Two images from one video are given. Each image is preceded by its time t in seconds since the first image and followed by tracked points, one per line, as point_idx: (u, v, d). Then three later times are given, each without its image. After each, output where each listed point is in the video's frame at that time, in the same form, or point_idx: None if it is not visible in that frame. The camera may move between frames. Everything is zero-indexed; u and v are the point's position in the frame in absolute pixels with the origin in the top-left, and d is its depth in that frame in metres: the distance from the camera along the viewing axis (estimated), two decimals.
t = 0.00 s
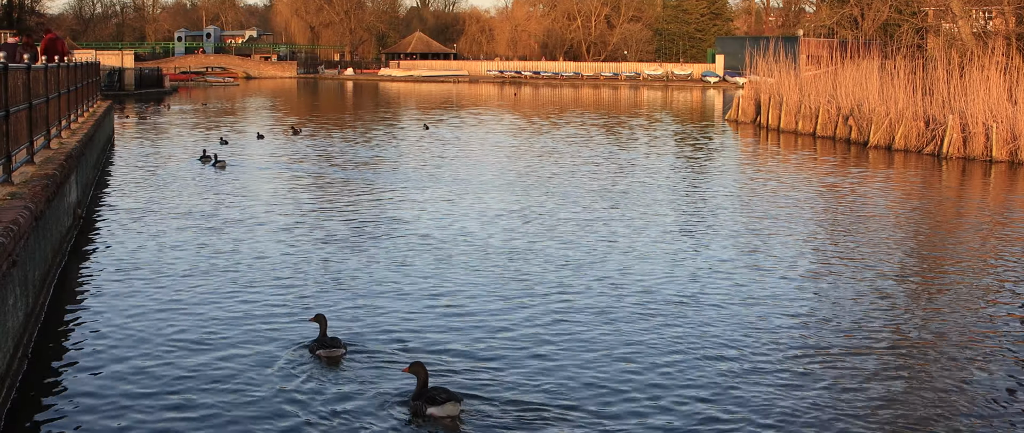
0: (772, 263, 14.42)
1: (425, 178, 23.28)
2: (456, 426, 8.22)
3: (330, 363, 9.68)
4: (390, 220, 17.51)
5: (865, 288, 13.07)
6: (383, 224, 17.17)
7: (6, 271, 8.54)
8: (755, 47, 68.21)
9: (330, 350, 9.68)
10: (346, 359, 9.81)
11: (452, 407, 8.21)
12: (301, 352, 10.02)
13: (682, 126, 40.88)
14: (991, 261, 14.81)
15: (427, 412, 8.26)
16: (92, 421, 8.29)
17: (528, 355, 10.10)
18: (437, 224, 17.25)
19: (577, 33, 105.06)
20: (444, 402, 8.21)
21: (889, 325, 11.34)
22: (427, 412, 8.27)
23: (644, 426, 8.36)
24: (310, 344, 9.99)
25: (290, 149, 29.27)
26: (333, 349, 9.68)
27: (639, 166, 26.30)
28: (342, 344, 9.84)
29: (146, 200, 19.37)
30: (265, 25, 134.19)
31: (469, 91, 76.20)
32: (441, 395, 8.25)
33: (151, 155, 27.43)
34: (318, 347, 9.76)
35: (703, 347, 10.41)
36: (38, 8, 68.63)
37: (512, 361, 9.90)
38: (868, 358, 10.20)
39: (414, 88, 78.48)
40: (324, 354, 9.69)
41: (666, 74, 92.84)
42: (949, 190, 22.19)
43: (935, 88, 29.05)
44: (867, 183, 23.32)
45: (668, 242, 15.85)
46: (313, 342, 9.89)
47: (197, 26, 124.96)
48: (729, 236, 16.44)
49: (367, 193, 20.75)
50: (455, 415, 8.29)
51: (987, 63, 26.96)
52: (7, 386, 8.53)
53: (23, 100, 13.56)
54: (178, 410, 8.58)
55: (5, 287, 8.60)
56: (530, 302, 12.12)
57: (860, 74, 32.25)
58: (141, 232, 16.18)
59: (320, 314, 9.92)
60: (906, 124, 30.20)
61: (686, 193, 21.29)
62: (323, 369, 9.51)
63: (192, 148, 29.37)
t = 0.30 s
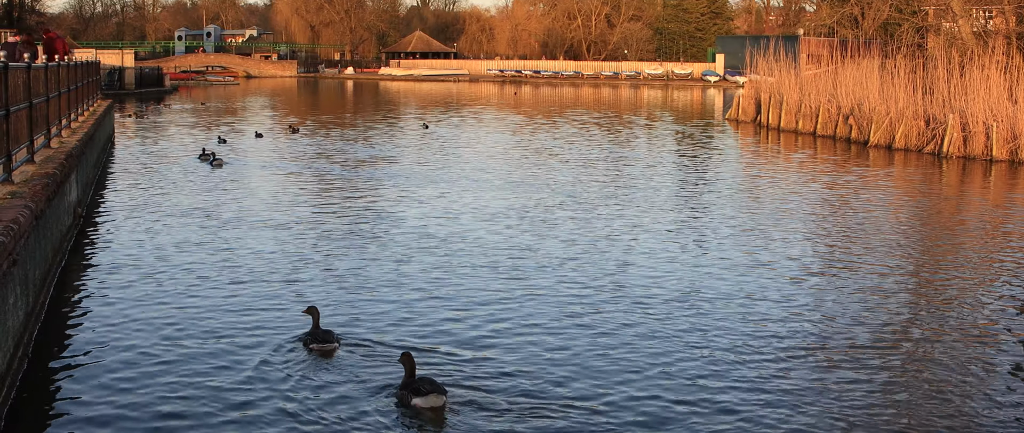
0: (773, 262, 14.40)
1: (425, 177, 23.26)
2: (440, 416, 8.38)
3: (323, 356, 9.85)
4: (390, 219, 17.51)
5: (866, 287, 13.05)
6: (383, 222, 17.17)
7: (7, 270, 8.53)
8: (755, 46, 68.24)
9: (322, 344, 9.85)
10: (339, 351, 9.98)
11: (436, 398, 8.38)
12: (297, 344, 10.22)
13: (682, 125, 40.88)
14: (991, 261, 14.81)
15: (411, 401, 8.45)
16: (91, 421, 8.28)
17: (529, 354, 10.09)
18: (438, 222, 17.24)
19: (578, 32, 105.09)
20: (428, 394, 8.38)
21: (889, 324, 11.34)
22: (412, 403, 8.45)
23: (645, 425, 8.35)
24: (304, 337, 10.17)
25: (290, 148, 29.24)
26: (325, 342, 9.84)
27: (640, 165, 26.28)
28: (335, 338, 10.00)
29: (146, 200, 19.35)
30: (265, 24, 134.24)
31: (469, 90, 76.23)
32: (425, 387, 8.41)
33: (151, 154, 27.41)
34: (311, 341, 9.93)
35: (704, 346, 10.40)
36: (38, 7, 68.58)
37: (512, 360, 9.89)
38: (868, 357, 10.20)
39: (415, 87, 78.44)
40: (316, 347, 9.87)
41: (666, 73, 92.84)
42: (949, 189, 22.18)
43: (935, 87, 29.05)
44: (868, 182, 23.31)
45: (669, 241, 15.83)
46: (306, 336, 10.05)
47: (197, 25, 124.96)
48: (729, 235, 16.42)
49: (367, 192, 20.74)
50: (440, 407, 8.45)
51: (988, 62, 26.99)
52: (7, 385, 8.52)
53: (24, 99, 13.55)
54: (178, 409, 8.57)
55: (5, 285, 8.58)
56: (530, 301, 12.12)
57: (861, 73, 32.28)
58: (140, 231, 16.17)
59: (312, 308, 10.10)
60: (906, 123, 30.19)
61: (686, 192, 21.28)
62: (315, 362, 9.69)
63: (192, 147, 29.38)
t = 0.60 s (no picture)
0: (773, 262, 14.41)
1: (426, 177, 23.25)
2: (426, 409, 8.54)
3: (318, 348, 10.04)
4: (390, 219, 17.51)
5: (865, 287, 13.06)
6: (382, 222, 17.17)
7: (7, 269, 8.53)
8: (755, 46, 68.26)
9: (318, 336, 10.05)
10: (334, 344, 10.20)
11: (422, 392, 8.54)
12: (293, 337, 10.41)
13: (683, 125, 40.85)
14: (992, 261, 14.78)
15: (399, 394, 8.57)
16: (90, 422, 8.26)
17: (529, 355, 10.06)
18: (437, 222, 17.25)
19: (578, 32, 105.12)
20: (414, 387, 8.55)
21: (890, 325, 11.30)
22: (399, 397, 8.61)
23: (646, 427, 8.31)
24: (300, 330, 10.38)
25: (291, 148, 29.21)
26: (320, 334, 10.05)
27: (640, 165, 26.27)
28: (330, 331, 10.23)
29: (146, 199, 19.34)
30: (266, 24, 134.32)
31: (470, 90, 76.23)
32: (412, 380, 8.59)
33: (151, 154, 27.40)
34: (307, 334, 10.14)
35: (704, 348, 10.36)
36: (38, 6, 68.56)
37: (512, 362, 9.85)
38: (870, 359, 10.15)
39: (415, 87, 78.40)
40: (312, 339, 10.06)
41: (667, 73, 92.85)
42: (950, 189, 22.17)
43: (936, 87, 29.04)
44: (869, 182, 23.29)
45: (668, 241, 15.83)
46: (302, 329, 10.26)
47: (198, 25, 124.92)
48: (729, 235, 16.42)
49: (367, 191, 20.74)
50: (426, 401, 8.61)
51: (988, 62, 26.99)
52: (7, 385, 8.52)
53: (24, 99, 13.52)
54: (176, 410, 8.54)
55: (5, 285, 8.58)
56: (530, 302, 12.08)
57: (861, 73, 32.29)
58: (140, 231, 16.15)
59: (308, 302, 10.30)
60: (907, 123, 30.18)
61: (687, 192, 21.26)
62: (310, 353, 9.90)
63: (192, 146, 29.39)
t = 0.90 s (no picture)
0: (773, 262, 14.41)
1: (427, 177, 23.23)
2: (415, 402, 8.58)
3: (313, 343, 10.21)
4: (391, 219, 17.50)
5: (866, 287, 13.06)
6: (383, 222, 17.16)
7: (7, 269, 8.52)
8: (755, 46, 68.27)
9: (312, 331, 10.22)
10: (328, 339, 10.36)
11: (411, 384, 8.59)
12: (288, 332, 10.57)
13: (683, 125, 40.85)
14: (992, 261, 14.78)
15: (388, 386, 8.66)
16: (89, 422, 8.24)
17: (530, 355, 10.04)
18: (437, 222, 17.24)
19: (579, 32, 105.14)
20: (404, 379, 8.60)
21: (891, 325, 11.30)
22: (389, 388, 8.66)
23: (648, 427, 8.29)
24: (296, 325, 10.54)
25: (291, 148, 29.19)
26: (315, 330, 10.21)
27: (640, 165, 26.25)
28: (325, 326, 10.37)
29: (146, 200, 19.32)
30: (266, 24, 134.31)
31: (470, 90, 76.23)
32: (401, 372, 8.65)
33: (151, 154, 27.38)
34: (301, 329, 10.30)
35: (707, 348, 10.34)
36: (38, 6, 68.57)
37: (513, 362, 9.82)
38: (873, 359, 10.13)
39: (416, 87, 78.39)
40: (307, 334, 10.22)
41: (667, 73, 92.86)
42: (951, 189, 22.16)
43: (936, 87, 29.05)
44: (869, 182, 23.29)
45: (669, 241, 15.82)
46: (297, 324, 10.42)
47: (198, 24, 124.90)
48: (729, 235, 16.42)
49: (368, 191, 20.73)
50: (415, 392, 8.66)
51: (988, 62, 27.02)
52: (7, 386, 8.50)
53: (24, 99, 13.51)
54: (178, 410, 8.53)
55: (5, 285, 8.57)
56: (530, 302, 12.05)
57: (861, 74, 32.30)
58: (140, 231, 16.14)
59: (304, 298, 10.46)
60: (907, 123, 30.18)
61: (687, 192, 21.25)
62: (305, 348, 10.07)
63: (192, 146, 29.37)
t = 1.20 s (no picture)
0: (772, 262, 14.43)
1: (426, 177, 23.23)
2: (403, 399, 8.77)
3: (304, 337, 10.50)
4: (390, 219, 17.52)
5: (865, 287, 13.08)
6: (382, 223, 17.17)
7: (7, 270, 8.54)
8: (755, 46, 68.33)
9: (305, 325, 10.53)
10: (320, 332, 10.67)
11: (401, 381, 8.79)
12: (283, 325, 10.87)
13: (682, 126, 40.85)
14: (992, 261, 14.81)
15: (379, 383, 8.86)
16: (89, 422, 8.26)
17: (529, 355, 10.08)
18: (436, 222, 17.27)
19: (578, 33, 105.20)
20: (394, 376, 8.80)
21: (890, 325, 11.33)
22: (380, 384, 8.87)
23: (647, 427, 8.32)
24: (290, 319, 10.84)
25: (291, 149, 29.16)
26: (307, 324, 10.52)
27: (639, 166, 26.23)
28: (317, 320, 10.69)
29: (146, 200, 19.32)
30: (266, 25, 134.38)
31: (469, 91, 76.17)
32: (391, 370, 8.84)
33: (150, 154, 27.37)
34: (294, 323, 10.61)
35: (704, 348, 10.38)
36: (38, 7, 68.51)
37: (513, 362, 9.85)
38: (872, 358, 10.16)
39: (415, 88, 78.37)
40: (299, 328, 10.53)
41: (667, 74, 92.89)
42: (950, 190, 22.17)
43: (936, 87, 29.06)
44: (869, 183, 23.28)
45: (668, 241, 15.83)
46: (290, 319, 10.73)
47: (198, 25, 124.83)
48: (728, 236, 16.43)
49: (367, 192, 20.73)
50: (405, 389, 8.86)
51: (988, 62, 27.04)
52: (7, 386, 8.52)
53: (24, 100, 13.53)
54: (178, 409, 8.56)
55: (5, 285, 8.58)
56: (529, 302, 12.08)
57: (861, 74, 32.32)
58: (139, 232, 16.17)
59: (298, 294, 10.77)
60: (907, 124, 30.17)
61: (687, 193, 21.23)
62: (297, 340, 10.36)
63: (192, 147, 29.41)
